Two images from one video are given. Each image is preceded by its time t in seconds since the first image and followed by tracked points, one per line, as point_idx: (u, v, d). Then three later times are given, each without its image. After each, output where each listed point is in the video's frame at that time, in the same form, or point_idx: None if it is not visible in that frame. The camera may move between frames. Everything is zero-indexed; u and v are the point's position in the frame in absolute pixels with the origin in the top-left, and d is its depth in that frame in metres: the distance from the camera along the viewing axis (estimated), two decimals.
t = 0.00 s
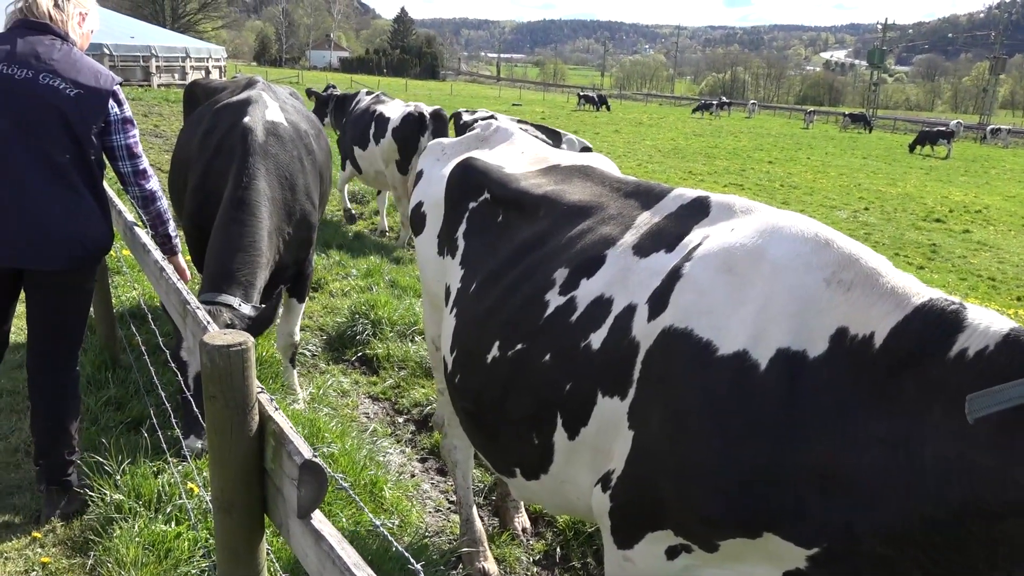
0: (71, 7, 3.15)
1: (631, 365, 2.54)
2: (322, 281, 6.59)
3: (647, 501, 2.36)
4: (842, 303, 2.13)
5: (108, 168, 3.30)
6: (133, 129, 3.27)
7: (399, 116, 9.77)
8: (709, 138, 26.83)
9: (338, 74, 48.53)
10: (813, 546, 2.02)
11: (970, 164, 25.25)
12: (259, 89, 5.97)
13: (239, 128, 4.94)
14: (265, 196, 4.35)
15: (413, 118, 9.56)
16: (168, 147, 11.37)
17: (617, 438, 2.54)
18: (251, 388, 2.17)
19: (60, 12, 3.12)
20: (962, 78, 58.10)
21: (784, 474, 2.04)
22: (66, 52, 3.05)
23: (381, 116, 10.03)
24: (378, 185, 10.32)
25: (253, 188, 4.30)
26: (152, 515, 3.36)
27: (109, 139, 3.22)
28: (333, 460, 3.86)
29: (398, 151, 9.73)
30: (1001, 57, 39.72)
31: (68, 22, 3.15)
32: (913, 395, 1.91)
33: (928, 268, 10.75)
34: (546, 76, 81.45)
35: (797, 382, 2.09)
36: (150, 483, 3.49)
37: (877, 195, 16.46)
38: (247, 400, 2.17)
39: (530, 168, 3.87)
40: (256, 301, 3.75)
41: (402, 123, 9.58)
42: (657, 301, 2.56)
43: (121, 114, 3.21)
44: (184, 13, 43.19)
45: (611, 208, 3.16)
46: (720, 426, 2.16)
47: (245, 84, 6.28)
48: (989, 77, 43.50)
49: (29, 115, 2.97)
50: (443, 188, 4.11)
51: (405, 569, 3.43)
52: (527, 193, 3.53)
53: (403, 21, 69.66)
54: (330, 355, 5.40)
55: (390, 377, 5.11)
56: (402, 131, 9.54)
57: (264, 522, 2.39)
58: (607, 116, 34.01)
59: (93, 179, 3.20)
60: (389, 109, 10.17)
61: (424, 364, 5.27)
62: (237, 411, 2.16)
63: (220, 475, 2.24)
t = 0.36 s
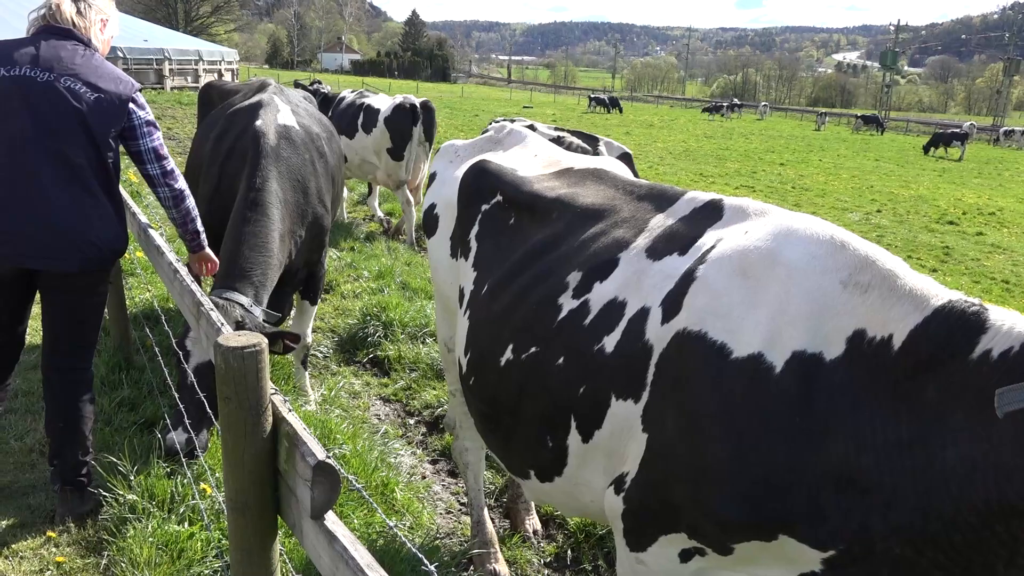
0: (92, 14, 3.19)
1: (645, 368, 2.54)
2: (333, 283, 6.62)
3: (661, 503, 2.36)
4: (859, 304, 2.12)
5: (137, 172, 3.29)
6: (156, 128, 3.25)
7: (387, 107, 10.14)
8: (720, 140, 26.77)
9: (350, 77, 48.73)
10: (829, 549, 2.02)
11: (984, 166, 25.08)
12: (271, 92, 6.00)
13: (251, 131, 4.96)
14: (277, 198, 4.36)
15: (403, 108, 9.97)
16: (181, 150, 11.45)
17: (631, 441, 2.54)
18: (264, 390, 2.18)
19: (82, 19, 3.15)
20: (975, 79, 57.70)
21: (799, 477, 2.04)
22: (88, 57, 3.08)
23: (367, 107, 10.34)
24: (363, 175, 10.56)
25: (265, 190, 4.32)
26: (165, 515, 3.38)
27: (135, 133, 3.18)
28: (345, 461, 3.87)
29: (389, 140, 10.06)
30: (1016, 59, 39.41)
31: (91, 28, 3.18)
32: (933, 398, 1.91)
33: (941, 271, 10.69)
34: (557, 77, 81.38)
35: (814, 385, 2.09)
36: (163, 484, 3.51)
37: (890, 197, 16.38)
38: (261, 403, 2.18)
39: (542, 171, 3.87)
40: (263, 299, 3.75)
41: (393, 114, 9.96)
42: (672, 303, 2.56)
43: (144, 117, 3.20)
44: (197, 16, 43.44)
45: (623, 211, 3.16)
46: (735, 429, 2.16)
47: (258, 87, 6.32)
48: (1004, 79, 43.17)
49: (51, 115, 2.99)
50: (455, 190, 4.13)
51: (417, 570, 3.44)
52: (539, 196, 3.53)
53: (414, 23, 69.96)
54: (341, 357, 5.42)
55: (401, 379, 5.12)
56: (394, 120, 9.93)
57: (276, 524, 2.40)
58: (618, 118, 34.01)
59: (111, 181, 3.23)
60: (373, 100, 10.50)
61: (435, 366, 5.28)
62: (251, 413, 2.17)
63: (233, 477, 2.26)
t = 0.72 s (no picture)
0: (122, 30, 3.39)
1: (661, 370, 2.53)
2: (343, 285, 6.64)
3: (676, 505, 2.35)
4: (879, 310, 2.12)
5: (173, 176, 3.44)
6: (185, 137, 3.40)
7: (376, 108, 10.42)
8: (729, 141, 26.71)
9: (358, 80, 48.91)
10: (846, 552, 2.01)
11: (996, 167, 24.91)
12: (275, 93, 6.02)
13: (254, 135, 4.97)
14: (281, 205, 4.38)
15: (391, 110, 10.25)
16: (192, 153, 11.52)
17: (646, 443, 2.53)
18: (276, 392, 2.19)
19: (114, 33, 3.35)
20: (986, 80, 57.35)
21: (818, 481, 2.03)
22: (119, 66, 3.23)
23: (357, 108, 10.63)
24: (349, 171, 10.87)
25: (269, 197, 4.33)
26: (176, 516, 3.39)
27: (168, 140, 3.32)
28: (355, 463, 3.87)
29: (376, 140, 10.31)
30: None
31: (122, 43, 3.38)
32: (953, 403, 1.90)
33: (953, 273, 10.63)
34: (564, 79, 81.44)
35: (832, 390, 2.08)
36: (175, 485, 3.52)
37: (901, 199, 16.30)
38: (273, 404, 2.19)
39: (553, 173, 3.87)
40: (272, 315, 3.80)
41: (382, 116, 10.21)
42: (689, 305, 2.55)
43: (169, 123, 3.34)
44: (207, 19, 43.70)
45: (637, 212, 3.15)
46: (752, 432, 2.15)
47: (262, 88, 6.33)
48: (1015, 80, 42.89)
49: (82, 111, 3.05)
50: (466, 192, 4.13)
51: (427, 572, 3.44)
52: (551, 198, 3.53)
53: (422, 25, 70.18)
54: (351, 359, 5.44)
55: (410, 381, 5.12)
56: (382, 121, 10.21)
57: (288, 524, 2.40)
58: (627, 120, 34.01)
59: (131, 185, 3.25)
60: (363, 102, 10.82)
61: (444, 368, 5.28)
62: (263, 414, 2.18)
63: (244, 477, 2.26)
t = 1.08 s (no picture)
0: (135, 38, 3.43)
1: (673, 371, 2.52)
2: (351, 286, 6.67)
3: (686, 507, 2.34)
4: (890, 313, 2.11)
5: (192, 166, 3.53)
6: (198, 131, 3.46)
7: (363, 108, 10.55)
8: (737, 142, 26.65)
9: (365, 81, 49.08)
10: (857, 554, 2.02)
11: (1006, 169, 24.79)
12: (284, 94, 6.04)
13: (261, 139, 4.99)
14: (287, 208, 4.38)
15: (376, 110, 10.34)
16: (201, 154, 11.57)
17: (657, 444, 2.53)
18: (285, 392, 2.19)
19: (127, 41, 3.39)
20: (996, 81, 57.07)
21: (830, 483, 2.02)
22: (133, 71, 3.27)
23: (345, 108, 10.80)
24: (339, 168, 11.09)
25: (274, 200, 4.34)
26: (184, 516, 3.39)
27: (184, 138, 3.39)
28: (363, 464, 3.88)
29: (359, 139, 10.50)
30: None
31: (135, 50, 3.42)
32: (966, 407, 1.89)
33: (963, 274, 10.58)
34: (571, 80, 81.36)
35: (843, 392, 2.08)
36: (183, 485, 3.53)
37: (910, 200, 16.25)
38: (281, 405, 2.19)
39: (563, 174, 3.87)
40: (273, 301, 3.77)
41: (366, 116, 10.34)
42: (701, 306, 2.55)
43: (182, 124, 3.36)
44: (216, 21, 43.90)
45: (650, 213, 3.15)
46: (764, 434, 2.14)
47: (270, 88, 6.35)
48: None
49: (97, 112, 3.07)
50: (475, 193, 4.13)
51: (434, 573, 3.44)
52: (562, 199, 3.53)
53: (430, 27, 70.37)
54: (359, 360, 5.45)
55: (418, 382, 5.12)
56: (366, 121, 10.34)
57: (295, 525, 2.39)
58: (634, 121, 34.01)
59: (145, 186, 3.26)
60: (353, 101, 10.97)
61: (452, 369, 5.28)
62: (272, 414, 2.18)
63: (253, 477, 2.26)
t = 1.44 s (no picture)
0: (144, 45, 3.45)
1: (687, 373, 2.51)
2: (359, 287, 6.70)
3: (697, 508, 2.35)
4: (899, 312, 2.13)
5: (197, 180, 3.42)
6: (205, 140, 3.42)
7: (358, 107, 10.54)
8: (745, 144, 26.60)
9: (373, 82, 49.20)
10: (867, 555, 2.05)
11: (1016, 171, 24.67)
12: (291, 96, 6.05)
13: (266, 142, 5.00)
14: (292, 212, 4.39)
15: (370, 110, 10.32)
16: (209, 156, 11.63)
17: (670, 446, 2.52)
18: (292, 395, 2.19)
19: (136, 47, 3.41)
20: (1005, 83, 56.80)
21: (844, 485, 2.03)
22: (141, 76, 3.28)
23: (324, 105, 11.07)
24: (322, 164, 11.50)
25: (279, 204, 4.35)
26: (192, 517, 3.40)
27: (191, 145, 3.35)
28: (370, 465, 3.87)
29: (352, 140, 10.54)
30: None
31: (144, 56, 3.43)
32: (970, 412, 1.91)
33: (972, 277, 10.54)
34: (579, 82, 81.29)
35: (854, 393, 2.08)
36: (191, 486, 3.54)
37: (919, 202, 16.19)
38: (289, 406, 2.19)
39: (571, 176, 3.87)
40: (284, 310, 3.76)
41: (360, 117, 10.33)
42: (714, 309, 2.54)
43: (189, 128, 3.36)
44: (225, 22, 44.11)
45: (659, 215, 3.14)
46: (777, 436, 2.13)
47: (280, 91, 6.39)
48: None
49: (106, 115, 3.09)
50: (482, 193, 4.13)
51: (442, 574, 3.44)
52: (570, 201, 3.52)
53: (438, 29, 70.64)
54: (366, 361, 5.47)
55: (425, 383, 5.12)
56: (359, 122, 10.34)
57: (304, 526, 2.39)
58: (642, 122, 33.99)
59: (153, 188, 3.26)
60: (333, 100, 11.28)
61: (459, 370, 5.28)
62: (280, 417, 2.18)
63: (261, 478, 2.26)
